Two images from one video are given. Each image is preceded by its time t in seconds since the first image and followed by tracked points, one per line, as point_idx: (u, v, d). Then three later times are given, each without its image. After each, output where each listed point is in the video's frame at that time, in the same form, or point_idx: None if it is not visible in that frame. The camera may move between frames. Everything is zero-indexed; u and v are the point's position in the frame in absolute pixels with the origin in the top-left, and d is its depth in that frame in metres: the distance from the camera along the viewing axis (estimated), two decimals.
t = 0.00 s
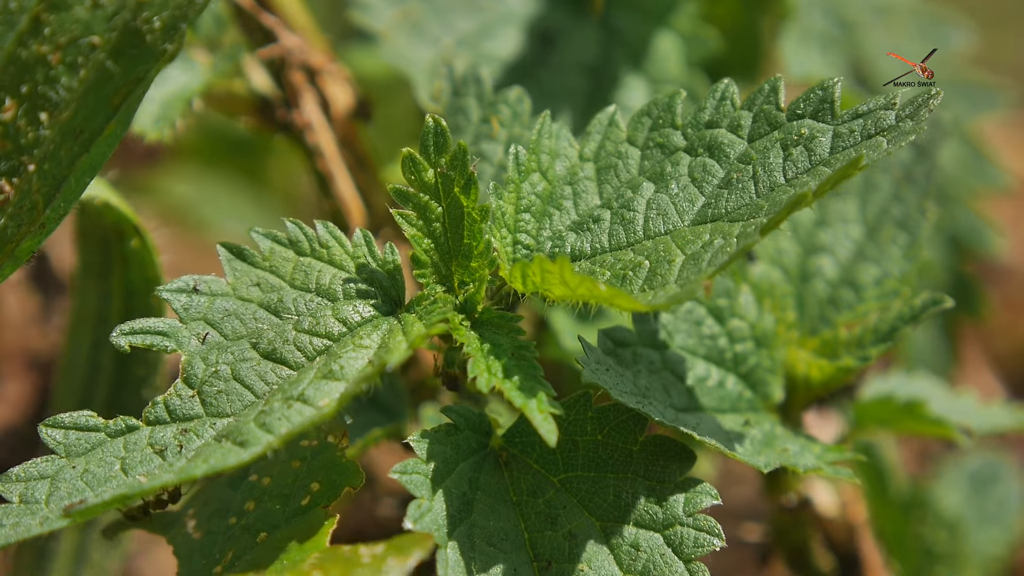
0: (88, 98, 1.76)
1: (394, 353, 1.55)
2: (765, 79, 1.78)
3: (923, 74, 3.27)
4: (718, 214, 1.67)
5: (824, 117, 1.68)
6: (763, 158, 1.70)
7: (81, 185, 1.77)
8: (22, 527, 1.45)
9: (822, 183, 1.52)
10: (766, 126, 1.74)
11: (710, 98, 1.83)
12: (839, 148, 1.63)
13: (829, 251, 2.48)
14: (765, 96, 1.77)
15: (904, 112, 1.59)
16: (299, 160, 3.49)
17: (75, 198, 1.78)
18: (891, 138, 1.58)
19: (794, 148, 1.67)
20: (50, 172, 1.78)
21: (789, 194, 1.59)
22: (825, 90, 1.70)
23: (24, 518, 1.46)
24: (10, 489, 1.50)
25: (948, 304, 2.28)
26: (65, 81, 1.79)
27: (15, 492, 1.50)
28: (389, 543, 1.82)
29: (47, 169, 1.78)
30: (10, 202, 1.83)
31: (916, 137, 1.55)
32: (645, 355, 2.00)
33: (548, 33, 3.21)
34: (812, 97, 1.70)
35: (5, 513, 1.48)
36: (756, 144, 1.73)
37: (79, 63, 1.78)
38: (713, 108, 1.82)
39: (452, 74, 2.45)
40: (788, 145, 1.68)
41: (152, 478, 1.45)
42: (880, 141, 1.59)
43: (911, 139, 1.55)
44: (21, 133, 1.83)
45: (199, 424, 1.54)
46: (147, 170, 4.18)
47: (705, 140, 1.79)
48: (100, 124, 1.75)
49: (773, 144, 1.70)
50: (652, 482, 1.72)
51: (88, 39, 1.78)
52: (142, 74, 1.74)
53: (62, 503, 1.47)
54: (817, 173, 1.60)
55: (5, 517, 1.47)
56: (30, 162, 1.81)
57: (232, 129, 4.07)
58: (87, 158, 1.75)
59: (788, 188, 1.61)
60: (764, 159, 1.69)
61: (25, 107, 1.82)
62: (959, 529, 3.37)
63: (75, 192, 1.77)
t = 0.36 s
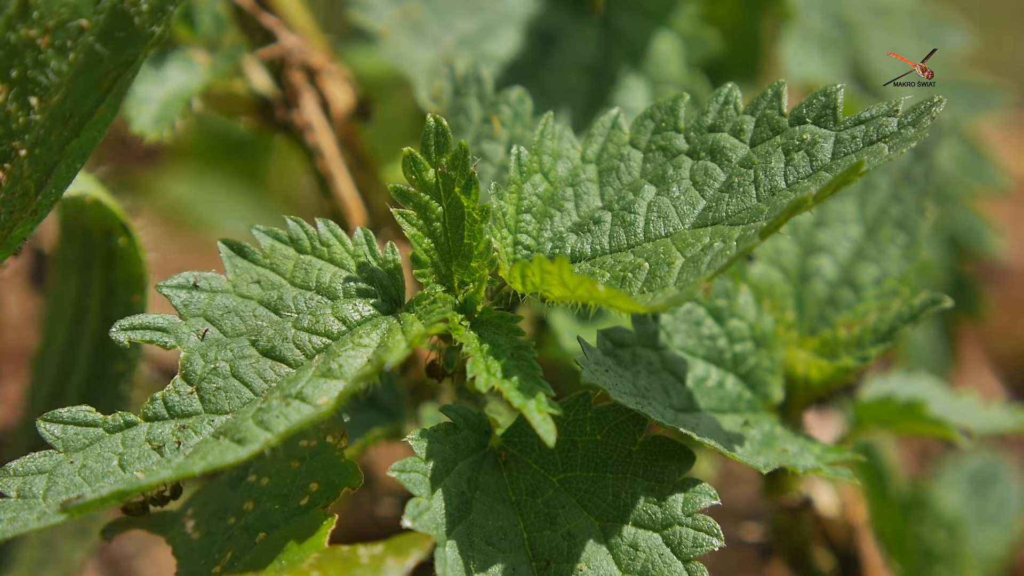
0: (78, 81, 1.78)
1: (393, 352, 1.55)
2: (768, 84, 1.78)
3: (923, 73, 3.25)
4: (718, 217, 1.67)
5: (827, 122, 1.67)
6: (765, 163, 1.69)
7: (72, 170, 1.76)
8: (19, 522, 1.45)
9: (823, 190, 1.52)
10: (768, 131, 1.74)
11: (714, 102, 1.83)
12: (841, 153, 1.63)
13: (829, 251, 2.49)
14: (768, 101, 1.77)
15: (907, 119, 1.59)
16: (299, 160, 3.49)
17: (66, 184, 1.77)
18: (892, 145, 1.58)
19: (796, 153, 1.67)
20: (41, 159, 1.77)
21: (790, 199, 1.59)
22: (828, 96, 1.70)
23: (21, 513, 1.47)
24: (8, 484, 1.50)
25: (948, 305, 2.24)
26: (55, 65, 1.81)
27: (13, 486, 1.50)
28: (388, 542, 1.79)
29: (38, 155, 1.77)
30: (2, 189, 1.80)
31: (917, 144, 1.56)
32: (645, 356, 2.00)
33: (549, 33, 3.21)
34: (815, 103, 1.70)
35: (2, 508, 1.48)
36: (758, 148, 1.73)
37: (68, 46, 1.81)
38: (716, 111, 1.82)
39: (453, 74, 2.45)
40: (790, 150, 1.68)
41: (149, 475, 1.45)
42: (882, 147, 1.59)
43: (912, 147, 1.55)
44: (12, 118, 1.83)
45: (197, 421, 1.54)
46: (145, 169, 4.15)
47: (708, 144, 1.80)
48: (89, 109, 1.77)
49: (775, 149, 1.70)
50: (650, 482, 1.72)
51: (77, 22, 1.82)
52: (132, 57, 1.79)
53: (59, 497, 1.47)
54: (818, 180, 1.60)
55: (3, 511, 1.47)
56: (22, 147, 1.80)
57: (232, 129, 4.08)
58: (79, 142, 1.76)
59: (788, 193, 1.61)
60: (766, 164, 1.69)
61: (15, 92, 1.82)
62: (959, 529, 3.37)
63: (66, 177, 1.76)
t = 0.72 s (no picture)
0: (61, 63, 1.80)
1: (393, 349, 1.55)
2: (765, 77, 1.78)
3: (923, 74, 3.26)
4: (716, 211, 1.67)
5: (823, 114, 1.67)
6: (762, 155, 1.70)
7: (55, 152, 1.78)
8: (22, 530, 1.45)
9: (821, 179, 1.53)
10: (765, 124, 1.74)
11: (710, 97, 1.82)
12: (839, 144, 1.63)
13: (828, 250, 2.49)
14: (765, 94, 1.77)
15: (904, 109, 1.59)
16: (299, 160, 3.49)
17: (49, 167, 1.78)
18: (889, 135, 1.58)
19: (793, 145, 1.67)
20: (25, 142, 1.80)
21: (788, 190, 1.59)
22: (825, 88, 1.70)
23: (24, 520, 1.47)
24: (11, 492, 1.51)
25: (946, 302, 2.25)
26: (38, 48, 1.83)
27: (15, 494, 1.51)
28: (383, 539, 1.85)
29: (22, 138, 1.80)
30: None
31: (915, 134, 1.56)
32: (644, 355, 2.00)
33: (548, 33, 3.21)
34: (812, 95, 1.70)
35: (5, 516, 1.48)
36: (755, 141, 1.73)
37: (51, 29, 1.82)
38: (712, 106, 1.82)
39: (453, 72, 2.45)
40: (787, 142, 1.68)
41: (152, 478, 1.45)
42: (879, 137, 1.59)
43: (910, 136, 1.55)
44: None
45: (198, 423, 1.54)
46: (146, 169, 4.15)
47: (705, 138, 1.79)
48: (73, 90, 1.79)
49: (773, 141, 1.70)
50: (650, 482, 1.72)
51: (60, 4, 1.81)
52: (113, 38, 1.77)
53: (62, 503, 1.47)
54: (815, 170, 1.60)
55: (6, 520, 1.47)
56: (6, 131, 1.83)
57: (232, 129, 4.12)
58: (62, 124, 1.78)
59: (786, 184, 1.61)
60: (763, 156, 1.69)
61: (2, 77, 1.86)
62: (959, 529, 3.37)
63: (49, 160, 1.77)
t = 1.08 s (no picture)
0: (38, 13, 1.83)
1: (384, 344, 1.55)
2: (755, 70, 1.78)
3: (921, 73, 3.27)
4: (710, 204, 1.67)
5: (815, 105, 1.67)
6: (755, 148, 1.70)
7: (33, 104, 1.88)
8: (10, 511, 1.46)
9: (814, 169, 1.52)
10: (757, 117, 1.74)
11: (703, 90, 1.82)
12: (831, 136, 1.63)
13: (825, 249, 2.51)
14: (757, 87, 1.77)
15: (895, 99, 1.59)
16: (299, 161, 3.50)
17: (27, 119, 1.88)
18: (881, 125, 1.58)
19: (786, 137, 1.67)
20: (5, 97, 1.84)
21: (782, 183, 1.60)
22: (816, 79, 1.69)
23: (14, 502, 1.48)
24: (2, 475, 1.51)
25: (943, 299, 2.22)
26: None
27: (6, 477, 1.51)
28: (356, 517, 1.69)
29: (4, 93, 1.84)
30: None
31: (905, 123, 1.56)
32: (642, 359, 2.00)
33: (549, 34, 3.21)
34: (803, 87, 1.69)
35: None
36: (748, 134, 1.73)
37: None
38: (705, 100, 1.82)
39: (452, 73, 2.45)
40: (779, 134, 1.68)
41: (141, 465, 1.46)
42: (870, 129, 1.59)
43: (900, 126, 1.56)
44: None
45: (191, 415, 1.54)
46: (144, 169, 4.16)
47: (698, 133, 1.79)
48: (49, 40, 1.85)
49: (765, 134, 1.70)
50: (645, 487, 1.72)
51: None
52: None
53: (51, 487, 1.48)
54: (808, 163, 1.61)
55: None
56: None
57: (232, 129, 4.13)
58: (40, 76, 1.86)
59: (779, 177, 1.62)
60: (756, 149, 1.69)
61: None
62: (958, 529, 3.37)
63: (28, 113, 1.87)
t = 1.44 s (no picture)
0: (68, 53, 1.79)
1: (393, 353, 1.55)
2: (760, 73, 1.78)
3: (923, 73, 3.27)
4: (715, 209, 1.67)
5: (820, 110, 1.67)
6: (760, 153, 1.70)
7: (62, 143, 1.82)
8: (24, 535, 1.44)
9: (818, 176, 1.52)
10: (762, 121, 1.74)
11: (706, 94, 1.82)
12: (835, 140, 1.63)
13: (830, 251, 2.49)
14: (761, 91, 1.77)
15: (900, 104, 1.59)
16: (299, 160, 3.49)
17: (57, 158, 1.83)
18: (887, 131, 1.58)
19: (791, 142, 1.67)
20: (33, 132, 1.81)
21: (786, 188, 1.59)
22: (820, 83, 1.69)
23: (26, 526, 1.46)
24: (13, 497, 1.49)
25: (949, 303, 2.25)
26: (45, 35, 1.80)
27: (18, 500, 1.50)
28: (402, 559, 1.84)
29: (30, 128, 1.81)
30: None
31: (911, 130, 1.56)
32: (646, 355, 1.99)
33: (547, 32, 3.20)
34: (808, 91, 1.70)
35: (7, 521, 1.47)
36: (752, 138, 1.73)
37: (58, 17, 1.79)
38: (709, 103, 1.81)
39: (450, 74, 2.45)
40: (784, 139, 1.68)
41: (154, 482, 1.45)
42: (876, 133, 1.59)
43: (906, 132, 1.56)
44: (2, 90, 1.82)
45: (200, 428, 1.54)
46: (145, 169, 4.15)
47: (701, 136, 1.79)
48: (79, 79, 1.80)
49: (770, 138, 1.71)
50: (652, 482, 1.71)
51: None
52: (119, 28, 1.77)
53: (64, 509, 1.47)
54: (812, 168, 1.60)
55: (7, 525, 1.46)
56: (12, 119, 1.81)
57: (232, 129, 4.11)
58: (70, 114, 1.81)
59: (784, 181, 1.62)
60: (761, 154, 1.69)
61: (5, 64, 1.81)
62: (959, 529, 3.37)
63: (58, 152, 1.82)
